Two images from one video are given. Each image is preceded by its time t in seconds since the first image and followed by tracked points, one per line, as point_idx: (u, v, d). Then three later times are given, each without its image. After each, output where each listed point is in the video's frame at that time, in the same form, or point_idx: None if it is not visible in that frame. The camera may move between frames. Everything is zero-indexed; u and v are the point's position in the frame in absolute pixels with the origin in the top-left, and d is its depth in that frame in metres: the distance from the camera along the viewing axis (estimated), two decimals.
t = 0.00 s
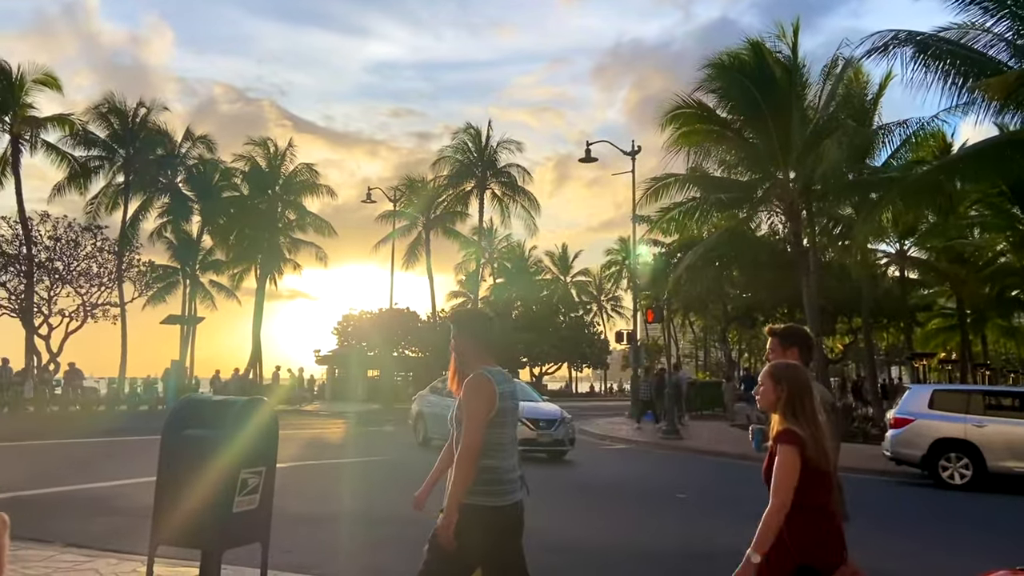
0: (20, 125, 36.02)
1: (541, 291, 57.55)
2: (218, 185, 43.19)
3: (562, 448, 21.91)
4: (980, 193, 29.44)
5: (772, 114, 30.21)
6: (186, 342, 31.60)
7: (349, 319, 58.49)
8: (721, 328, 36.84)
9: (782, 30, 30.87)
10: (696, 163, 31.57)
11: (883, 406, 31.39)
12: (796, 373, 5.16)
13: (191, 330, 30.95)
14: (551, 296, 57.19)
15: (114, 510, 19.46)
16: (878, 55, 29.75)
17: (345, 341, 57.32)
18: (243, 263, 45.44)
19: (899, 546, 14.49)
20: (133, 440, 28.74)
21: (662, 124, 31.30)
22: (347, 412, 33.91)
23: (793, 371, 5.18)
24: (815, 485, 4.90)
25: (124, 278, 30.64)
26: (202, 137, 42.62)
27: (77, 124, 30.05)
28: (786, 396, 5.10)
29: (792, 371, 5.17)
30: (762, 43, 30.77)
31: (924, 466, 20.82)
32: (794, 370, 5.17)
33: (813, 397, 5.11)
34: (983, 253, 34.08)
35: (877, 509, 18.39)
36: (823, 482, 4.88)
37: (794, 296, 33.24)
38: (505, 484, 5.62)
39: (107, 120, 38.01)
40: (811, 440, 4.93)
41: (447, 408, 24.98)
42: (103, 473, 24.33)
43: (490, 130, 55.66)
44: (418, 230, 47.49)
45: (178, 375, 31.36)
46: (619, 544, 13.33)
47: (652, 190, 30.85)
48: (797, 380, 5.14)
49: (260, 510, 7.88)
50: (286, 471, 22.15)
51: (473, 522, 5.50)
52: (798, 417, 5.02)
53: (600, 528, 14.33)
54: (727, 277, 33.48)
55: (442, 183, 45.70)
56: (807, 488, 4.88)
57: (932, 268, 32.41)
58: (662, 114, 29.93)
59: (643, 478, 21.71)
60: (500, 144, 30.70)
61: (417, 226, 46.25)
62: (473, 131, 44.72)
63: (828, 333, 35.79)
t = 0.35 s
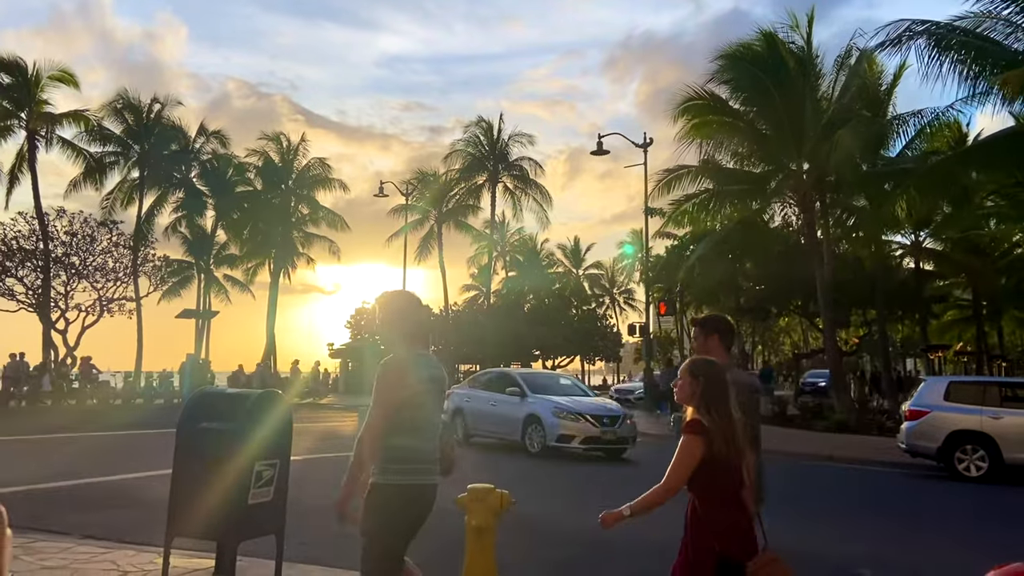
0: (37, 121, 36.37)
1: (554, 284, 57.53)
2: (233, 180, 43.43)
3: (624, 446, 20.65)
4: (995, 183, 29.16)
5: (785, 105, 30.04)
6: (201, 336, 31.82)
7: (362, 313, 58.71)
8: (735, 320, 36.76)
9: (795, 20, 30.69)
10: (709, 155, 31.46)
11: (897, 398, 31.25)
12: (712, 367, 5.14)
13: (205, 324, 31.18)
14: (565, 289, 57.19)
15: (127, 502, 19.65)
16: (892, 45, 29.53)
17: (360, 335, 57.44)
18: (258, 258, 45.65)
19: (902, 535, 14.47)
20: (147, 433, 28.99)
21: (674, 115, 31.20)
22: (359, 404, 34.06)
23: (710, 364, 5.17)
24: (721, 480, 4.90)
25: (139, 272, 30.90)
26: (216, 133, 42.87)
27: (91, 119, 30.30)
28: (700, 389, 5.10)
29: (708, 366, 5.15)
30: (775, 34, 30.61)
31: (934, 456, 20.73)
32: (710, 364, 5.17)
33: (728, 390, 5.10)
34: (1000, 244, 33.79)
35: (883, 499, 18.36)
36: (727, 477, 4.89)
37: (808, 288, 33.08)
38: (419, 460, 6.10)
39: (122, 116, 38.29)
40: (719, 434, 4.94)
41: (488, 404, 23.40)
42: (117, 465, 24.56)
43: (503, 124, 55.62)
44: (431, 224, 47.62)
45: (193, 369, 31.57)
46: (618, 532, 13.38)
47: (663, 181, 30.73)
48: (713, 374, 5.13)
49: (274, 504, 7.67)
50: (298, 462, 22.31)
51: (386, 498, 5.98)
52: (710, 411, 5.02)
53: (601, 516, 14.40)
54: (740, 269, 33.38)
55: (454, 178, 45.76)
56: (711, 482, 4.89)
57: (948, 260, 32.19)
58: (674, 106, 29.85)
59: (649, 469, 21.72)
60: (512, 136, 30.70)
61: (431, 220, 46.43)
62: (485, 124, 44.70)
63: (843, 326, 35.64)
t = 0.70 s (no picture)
0: (45, 119, 36.53)
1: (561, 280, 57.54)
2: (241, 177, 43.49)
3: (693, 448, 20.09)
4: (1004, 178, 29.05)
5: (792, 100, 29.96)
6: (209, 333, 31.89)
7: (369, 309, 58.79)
8: (742, 316, 36.70)
9: (802, 14, 30.59)
10: (716, 150, 31.38)
11: (906, 393, 31.18)
12: (631, 359, 5.80)
13: (212, 320, 31.25)
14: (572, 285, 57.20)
15: (133, 499, 19.67)
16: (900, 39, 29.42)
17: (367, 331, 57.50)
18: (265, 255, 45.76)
19: (901, 528, 14.47)
20: (155, 429, 29.11)
21: (680, 110, 31.13)
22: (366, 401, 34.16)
23: (628, 356, 5.82)
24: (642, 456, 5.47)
25: (147, 269, 30.98)
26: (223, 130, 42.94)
27: (99, 117, 30.42)
28: (620, 376, 5.72)
29: (627, 357, 5.80)
30: (782, 28, 30.52)
31: (937, 451, 20.69)
32: (628, 356, 5.81)
33: (643, 380, 5.73)
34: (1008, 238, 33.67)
35: (888, 494, 18.33)
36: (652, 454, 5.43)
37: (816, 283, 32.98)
38: (347, 461, 6.24)
39: (129, 114, 38.41)
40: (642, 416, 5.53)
41: (540, 403, 22.75)
42: (125, 461, 24.61)
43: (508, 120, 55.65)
44: (437, 220, 47.69)
45: (200, 366, 31.64)
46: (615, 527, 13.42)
47: (670, 177, 30.65)
48: (632, 365, 5.78)
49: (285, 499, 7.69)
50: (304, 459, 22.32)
51: (311, 498, 6.11)
52: (629, 396, 5.64)
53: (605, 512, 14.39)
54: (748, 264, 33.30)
55: (459, 174, 45.80)
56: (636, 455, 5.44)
57: (956, 254, 32.09)
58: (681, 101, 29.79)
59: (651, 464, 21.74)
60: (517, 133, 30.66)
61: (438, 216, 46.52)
62: (492, 120, 44.76)
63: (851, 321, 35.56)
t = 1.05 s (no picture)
0: (49, 120, 36.50)
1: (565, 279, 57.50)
2: (244, 177, 43.37)
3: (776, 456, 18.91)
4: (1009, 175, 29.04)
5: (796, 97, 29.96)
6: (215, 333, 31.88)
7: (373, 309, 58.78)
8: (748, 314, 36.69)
9: (805, 12, 30.59)
10: (720, 148, 31.37)
11: (911, 391, 31.15)
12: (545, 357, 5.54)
13: (218, 321, 31.24)
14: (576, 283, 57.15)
15: (143, 500, 19.65)
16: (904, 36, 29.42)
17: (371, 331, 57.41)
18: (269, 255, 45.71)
19: (913, 524, 14.50)
20: (159, 430, 29.08)
21: (684, 109, 31.08)
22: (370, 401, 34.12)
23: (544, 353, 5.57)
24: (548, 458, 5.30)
25: (152, 269, 30.97)
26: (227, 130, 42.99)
27: (105, 118, 30.42)
28: (533, 373, 5.49)
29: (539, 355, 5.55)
30: (786, 26, 30.52)
31: (947, 451, 20.67)
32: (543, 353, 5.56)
33: (557, 378, 5.52)
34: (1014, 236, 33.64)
35: (896, 492, 18.30)
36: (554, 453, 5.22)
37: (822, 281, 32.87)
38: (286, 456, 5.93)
39: (134, 114, 38.37)
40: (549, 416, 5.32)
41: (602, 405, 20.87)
42: (132, 462, 24.57)
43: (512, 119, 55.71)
44: (441, 220, 47.68)
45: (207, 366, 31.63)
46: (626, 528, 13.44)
47: (675, 175, 30.62)
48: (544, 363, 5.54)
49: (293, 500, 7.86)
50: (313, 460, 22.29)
51: (246, 496, 5.75)
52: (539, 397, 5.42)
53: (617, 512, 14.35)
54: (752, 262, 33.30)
55: (463, 173, 45.83)
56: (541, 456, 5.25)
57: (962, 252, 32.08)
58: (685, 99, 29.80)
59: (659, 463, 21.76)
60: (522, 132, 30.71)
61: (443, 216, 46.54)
62: (496, 119, 44.74)
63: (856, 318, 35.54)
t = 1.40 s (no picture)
0: (40, 116, 35.41)
1: (577, 279, 56.10)
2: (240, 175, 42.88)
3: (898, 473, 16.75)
4: None
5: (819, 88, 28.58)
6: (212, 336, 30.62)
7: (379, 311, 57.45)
8: (769, 316, 35.26)
9: None
10: (739, 142, 29.99)
11: (941, 394, 29.65)
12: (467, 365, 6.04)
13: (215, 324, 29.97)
14: (588, 284, 55.67)
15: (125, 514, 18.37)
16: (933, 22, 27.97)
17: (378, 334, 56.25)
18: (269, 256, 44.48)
19: (954, 533, 13.10)
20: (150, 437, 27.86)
21: (701, 101, 29.70)
22: (373, 408, 32.79)
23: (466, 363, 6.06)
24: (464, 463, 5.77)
25: (147, 271, 29.78)
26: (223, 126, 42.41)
27: (98, 113, 29.22)
28: (454, 380, 6.03)
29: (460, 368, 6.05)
30: (807, 14, 29.13)
31: (980, 455, 19.18)
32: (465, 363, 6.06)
33: (480, 380, 6.01)
34: None
35: (937, 500, 16.89)
36: (459, 454, 5.77)
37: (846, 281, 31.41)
38: (176, 460, 5.93)
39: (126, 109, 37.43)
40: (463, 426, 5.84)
41: (689, 417, 18.33)
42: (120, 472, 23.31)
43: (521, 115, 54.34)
44: (447, 217, 46.31)
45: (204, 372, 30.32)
46: (638, 541, 12.12)
47: (692, 170, 29.27)
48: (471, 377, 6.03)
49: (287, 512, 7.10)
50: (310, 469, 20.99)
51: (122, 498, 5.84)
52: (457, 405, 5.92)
53: (636, 527, 13.01)
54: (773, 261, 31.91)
55: (470, 169, 44.47)
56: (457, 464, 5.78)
57: (995, 249, 30.58)
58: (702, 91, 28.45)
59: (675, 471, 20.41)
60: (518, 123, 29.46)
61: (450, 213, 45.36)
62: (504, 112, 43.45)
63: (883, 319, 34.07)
